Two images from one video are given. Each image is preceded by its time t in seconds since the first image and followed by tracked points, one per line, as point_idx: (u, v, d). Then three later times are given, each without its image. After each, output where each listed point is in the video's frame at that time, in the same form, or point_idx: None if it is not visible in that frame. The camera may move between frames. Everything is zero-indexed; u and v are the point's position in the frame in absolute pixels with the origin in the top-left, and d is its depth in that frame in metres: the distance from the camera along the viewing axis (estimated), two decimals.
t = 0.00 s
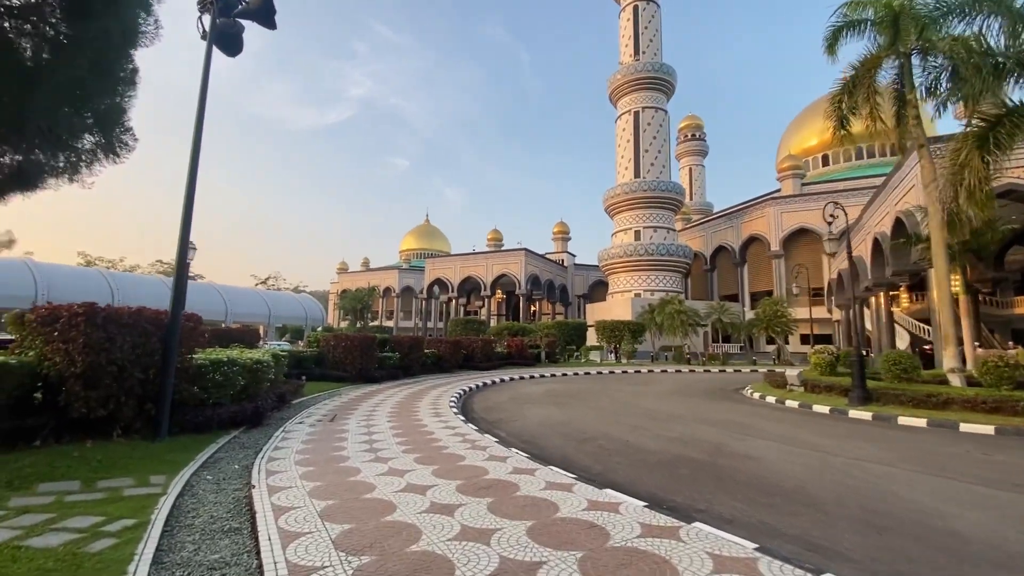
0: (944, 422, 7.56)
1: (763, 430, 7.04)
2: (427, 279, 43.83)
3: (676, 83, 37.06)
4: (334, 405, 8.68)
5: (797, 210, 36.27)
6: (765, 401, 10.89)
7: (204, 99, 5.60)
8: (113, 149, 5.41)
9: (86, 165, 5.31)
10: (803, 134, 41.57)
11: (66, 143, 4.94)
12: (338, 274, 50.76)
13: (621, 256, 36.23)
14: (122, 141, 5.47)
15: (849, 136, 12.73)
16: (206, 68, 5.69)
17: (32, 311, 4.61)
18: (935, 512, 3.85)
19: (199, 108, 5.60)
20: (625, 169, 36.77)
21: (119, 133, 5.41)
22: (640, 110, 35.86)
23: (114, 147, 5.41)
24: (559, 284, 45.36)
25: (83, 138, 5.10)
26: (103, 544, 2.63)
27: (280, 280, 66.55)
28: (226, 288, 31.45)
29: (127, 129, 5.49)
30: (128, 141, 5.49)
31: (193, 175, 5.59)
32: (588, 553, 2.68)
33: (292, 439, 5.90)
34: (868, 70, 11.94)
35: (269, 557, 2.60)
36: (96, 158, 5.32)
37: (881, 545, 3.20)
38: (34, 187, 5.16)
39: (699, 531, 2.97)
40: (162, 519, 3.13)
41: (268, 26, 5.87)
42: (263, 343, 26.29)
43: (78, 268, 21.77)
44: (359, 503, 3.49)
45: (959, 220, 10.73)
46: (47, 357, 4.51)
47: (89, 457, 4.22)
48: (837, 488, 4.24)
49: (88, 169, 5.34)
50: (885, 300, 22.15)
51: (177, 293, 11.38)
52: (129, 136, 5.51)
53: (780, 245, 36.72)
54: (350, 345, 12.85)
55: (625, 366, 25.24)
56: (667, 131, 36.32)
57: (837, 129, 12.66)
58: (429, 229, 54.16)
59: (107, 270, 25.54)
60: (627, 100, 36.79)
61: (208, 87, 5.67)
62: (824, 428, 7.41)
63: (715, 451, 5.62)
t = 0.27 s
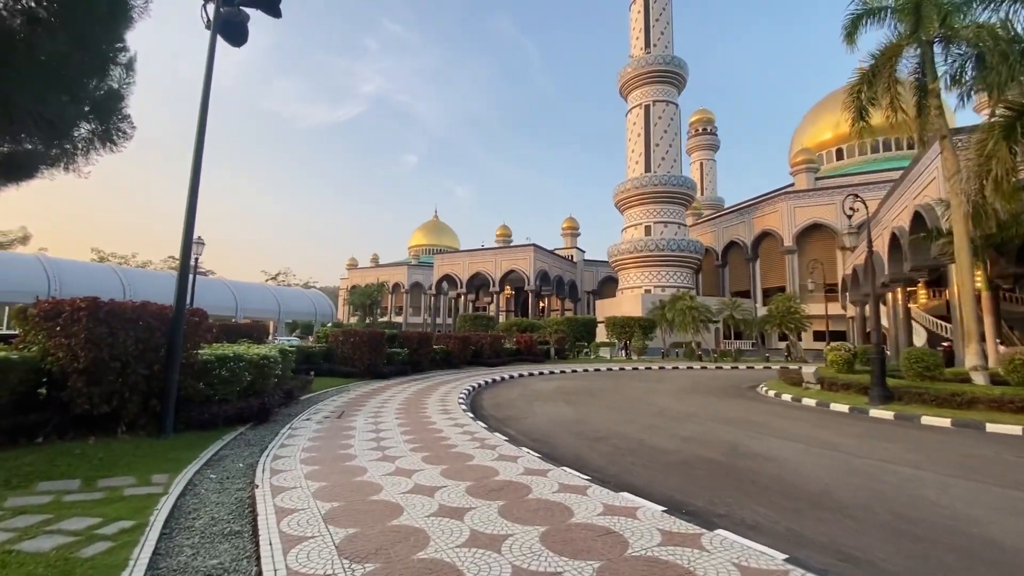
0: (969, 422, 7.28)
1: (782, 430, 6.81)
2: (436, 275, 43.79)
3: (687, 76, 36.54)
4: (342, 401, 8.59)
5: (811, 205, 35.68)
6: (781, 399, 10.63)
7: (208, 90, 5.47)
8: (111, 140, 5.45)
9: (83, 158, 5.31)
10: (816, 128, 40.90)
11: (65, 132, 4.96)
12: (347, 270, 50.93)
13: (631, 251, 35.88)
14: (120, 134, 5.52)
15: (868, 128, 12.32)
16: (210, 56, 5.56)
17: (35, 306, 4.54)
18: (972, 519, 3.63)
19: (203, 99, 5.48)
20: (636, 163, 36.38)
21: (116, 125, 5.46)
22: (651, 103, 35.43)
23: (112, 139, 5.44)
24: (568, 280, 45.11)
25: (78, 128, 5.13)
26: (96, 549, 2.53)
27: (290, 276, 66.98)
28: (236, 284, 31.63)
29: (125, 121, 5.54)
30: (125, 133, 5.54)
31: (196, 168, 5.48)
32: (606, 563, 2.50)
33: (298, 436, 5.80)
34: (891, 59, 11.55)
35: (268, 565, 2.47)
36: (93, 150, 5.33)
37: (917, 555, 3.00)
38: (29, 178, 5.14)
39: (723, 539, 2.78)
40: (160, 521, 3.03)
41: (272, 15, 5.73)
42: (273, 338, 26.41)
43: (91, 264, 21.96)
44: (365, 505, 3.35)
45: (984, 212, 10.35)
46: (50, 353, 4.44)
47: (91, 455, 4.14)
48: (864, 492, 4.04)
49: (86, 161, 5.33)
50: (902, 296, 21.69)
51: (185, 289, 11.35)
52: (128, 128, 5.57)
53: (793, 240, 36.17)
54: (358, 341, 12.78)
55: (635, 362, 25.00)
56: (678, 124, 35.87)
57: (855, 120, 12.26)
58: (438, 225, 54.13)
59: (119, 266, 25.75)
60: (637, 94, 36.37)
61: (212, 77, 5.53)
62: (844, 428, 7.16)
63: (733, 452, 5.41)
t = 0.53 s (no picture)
0: (994, 425, 7.01)
1: (798, 431, 6.58)
2: (442, 273, 43.67)
3: (695, 72, 36.14)
4: (347, 400, 8.48)
5: (821, 202, 35.24)
6: (794, 399, 10.40)
7: (208, 83, 5.36)
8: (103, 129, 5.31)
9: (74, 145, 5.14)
10: (826, 125, 40.41)
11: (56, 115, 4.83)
12: (353, 269, 50.95)
13: (638, 250, 35.57)
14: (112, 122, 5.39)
15: (883, 123, 11.95)
16: (211, 47, 5.43)
17: (30, 302, 4.41)
18: (1009, 528, 3.42)
19: (203, 91, 5.35)
20: (643, 161, 36.07)
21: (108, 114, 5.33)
22: (658, 100, 35.10)
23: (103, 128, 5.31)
24: (575, 279, 44.87)
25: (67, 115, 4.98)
26: (83, 559, 2.40)
27: (297, 275, 67.17)
28: (243, 282, 31.66)
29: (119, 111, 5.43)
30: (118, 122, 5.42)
31: (196, 161, 5.36)
32: None
33: (301, 436, 5.66)
34: (909, 51, 11.15)
35: None
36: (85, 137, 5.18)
37: (954, 567, 2.81)
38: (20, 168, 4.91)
39: (747, 551, 2.61)
40: (152, 525, 2.88)
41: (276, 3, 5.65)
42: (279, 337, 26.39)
43: (97, 263, 21.97)
44: (368, 511, 3.18)
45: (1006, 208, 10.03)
46: (46, 349, 4.32)
47: (87, 455, 4.02)
48: (892, 498, 3.85)
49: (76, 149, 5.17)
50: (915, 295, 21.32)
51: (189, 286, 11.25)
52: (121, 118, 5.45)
53: (802, 239, 35.71)
54: (363, 339, 12.64)
55: (643, 362, 24.75)
56: (685, 122, 35.52)
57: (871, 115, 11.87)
58: (443, 224, 54.02)
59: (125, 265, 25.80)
60: (644, 91, 36.05)
61: (213, 69, 5.41)
62: (863, 429, 6.93)
63: (749, 454, 5.22)
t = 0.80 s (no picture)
0: (1019, 430, 6.75)
1: (815, 436, 6.36)
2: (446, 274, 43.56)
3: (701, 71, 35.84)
4: (349, 402, 8.32)
5: (829, 202, 34.86)
6: (807, 402, 10.15)
7: (206, 78, 5.25)
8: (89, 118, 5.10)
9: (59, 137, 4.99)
10: (834, 124, 39.97)
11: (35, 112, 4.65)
12: (357, 269, 50.92)
13: (643, 250, 35.31)
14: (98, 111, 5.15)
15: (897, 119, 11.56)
16: (208, 39, 5.28)
17: (22, 300, 4.24)
18: None
19: (201, 85, 5.24)
20: (648, 161, 35.81)
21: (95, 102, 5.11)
22: (664, 99, 34.85)
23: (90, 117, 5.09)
24: (580, 279, 44.63)
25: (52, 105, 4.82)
26: None
27: (301, 275, 67.27)
28: (247, 282, 31.63)
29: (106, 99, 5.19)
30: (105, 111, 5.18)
31: (193, 157, 5.23)
32: None
33: (301, 440, 5.49)
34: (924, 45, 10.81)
35: None
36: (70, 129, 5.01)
37: None
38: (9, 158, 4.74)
39: (775, 571, 2.41)
40: (137, 538, 2.70)
41: None
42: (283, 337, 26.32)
43: (102, 262, 21.99)
44: (367, 523, 3.00)
45: None
46: (36, 350, 4.16)
47: (77, 459, 3.86)
48: (923, 510, 3.63)
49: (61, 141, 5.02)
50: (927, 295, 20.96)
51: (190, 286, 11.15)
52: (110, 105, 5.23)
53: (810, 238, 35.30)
54: (366, 340, 12.50)
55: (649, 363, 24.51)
56: (691, 121, 35.22)
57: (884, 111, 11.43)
58: (448, 224, 53.91)
59: (130, 265, 25.83)
60: (649, 90, 35.81)
61: (211, 62, 5.30)
62: (882, 434, 6.70)
63: (766, 461, 5.00)
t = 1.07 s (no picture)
0: None
1: (837, 445, 6.10)
2: (454, 276, 43.48)
3: (711, 71, 35.50)
4: (355, 406, 8.18)
5: (842, 203, 34.34)
6: (823, 407, 9.88)
7: (207, 77, 5.19)
8: (79, 109, 4.99)
9: (47, 128, 4.90)
10: (847, 124, 39.44)
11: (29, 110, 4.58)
12: (366, 272, 51.02)
13: (652, 252, 34.98)
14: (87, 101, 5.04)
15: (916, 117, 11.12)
16: (210, 35, 5.19)
17: (19, 301, 4.12)
18: None
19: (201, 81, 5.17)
20: (657, 162, 35.52)
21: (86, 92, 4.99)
22: (673, 100, 34.57)
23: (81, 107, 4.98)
24: (588, 281, 44.36)
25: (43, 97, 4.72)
26: None
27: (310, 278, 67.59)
28: (256, 284, 31.76)
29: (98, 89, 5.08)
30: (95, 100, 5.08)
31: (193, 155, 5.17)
32: None
33: (303, 444, 5.34)
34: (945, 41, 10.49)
35: None
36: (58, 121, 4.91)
37: None
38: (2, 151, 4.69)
39: None
40: (123, 551, 2.55)
41: None
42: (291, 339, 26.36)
43: (112, 264, 22.15)
44: (366, 536, 2.83)
45: None
46: (31, 351, 4.04)
47: (70, 464, 3.72)
48: (958, 523, 3.43)
49: (49, 132, 4.93)
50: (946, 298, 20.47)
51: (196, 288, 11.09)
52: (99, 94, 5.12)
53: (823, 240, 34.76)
54: (373, 342, 12.37)
55: (659, 366, 24.18)
56: (701, 122, 34.91)
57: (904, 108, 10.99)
58: (456, 226, 53.90)
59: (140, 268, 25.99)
60: (658, 91, 35.55)
61: (213, 59, 5.24)
62: (907, 442, 6.42)
63: (788, 471, 4.76)
